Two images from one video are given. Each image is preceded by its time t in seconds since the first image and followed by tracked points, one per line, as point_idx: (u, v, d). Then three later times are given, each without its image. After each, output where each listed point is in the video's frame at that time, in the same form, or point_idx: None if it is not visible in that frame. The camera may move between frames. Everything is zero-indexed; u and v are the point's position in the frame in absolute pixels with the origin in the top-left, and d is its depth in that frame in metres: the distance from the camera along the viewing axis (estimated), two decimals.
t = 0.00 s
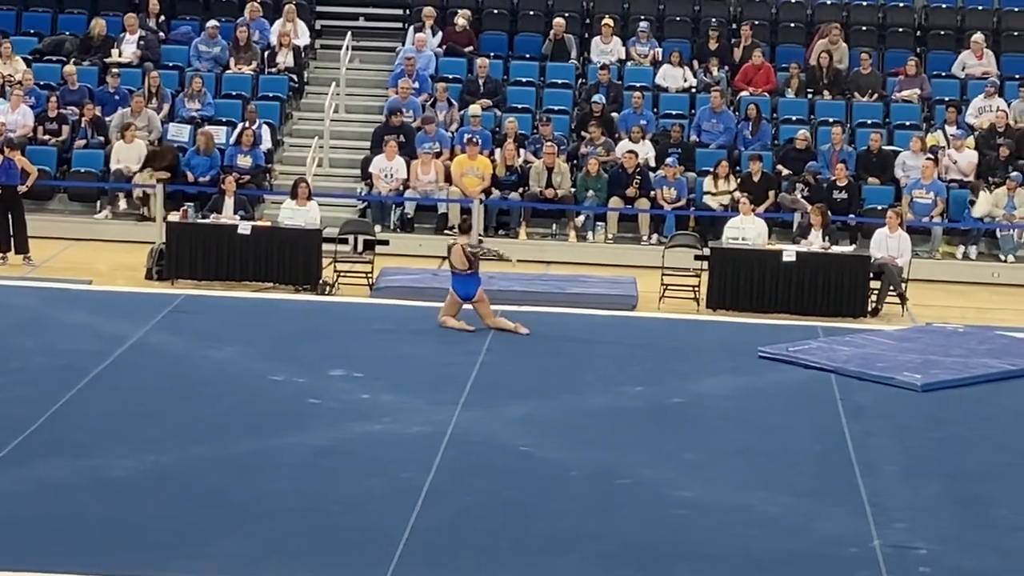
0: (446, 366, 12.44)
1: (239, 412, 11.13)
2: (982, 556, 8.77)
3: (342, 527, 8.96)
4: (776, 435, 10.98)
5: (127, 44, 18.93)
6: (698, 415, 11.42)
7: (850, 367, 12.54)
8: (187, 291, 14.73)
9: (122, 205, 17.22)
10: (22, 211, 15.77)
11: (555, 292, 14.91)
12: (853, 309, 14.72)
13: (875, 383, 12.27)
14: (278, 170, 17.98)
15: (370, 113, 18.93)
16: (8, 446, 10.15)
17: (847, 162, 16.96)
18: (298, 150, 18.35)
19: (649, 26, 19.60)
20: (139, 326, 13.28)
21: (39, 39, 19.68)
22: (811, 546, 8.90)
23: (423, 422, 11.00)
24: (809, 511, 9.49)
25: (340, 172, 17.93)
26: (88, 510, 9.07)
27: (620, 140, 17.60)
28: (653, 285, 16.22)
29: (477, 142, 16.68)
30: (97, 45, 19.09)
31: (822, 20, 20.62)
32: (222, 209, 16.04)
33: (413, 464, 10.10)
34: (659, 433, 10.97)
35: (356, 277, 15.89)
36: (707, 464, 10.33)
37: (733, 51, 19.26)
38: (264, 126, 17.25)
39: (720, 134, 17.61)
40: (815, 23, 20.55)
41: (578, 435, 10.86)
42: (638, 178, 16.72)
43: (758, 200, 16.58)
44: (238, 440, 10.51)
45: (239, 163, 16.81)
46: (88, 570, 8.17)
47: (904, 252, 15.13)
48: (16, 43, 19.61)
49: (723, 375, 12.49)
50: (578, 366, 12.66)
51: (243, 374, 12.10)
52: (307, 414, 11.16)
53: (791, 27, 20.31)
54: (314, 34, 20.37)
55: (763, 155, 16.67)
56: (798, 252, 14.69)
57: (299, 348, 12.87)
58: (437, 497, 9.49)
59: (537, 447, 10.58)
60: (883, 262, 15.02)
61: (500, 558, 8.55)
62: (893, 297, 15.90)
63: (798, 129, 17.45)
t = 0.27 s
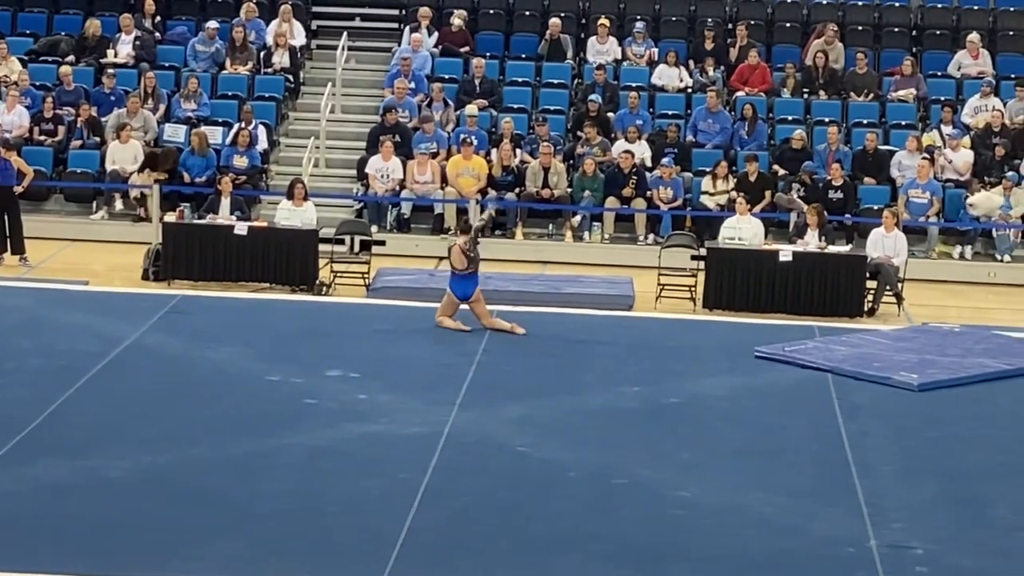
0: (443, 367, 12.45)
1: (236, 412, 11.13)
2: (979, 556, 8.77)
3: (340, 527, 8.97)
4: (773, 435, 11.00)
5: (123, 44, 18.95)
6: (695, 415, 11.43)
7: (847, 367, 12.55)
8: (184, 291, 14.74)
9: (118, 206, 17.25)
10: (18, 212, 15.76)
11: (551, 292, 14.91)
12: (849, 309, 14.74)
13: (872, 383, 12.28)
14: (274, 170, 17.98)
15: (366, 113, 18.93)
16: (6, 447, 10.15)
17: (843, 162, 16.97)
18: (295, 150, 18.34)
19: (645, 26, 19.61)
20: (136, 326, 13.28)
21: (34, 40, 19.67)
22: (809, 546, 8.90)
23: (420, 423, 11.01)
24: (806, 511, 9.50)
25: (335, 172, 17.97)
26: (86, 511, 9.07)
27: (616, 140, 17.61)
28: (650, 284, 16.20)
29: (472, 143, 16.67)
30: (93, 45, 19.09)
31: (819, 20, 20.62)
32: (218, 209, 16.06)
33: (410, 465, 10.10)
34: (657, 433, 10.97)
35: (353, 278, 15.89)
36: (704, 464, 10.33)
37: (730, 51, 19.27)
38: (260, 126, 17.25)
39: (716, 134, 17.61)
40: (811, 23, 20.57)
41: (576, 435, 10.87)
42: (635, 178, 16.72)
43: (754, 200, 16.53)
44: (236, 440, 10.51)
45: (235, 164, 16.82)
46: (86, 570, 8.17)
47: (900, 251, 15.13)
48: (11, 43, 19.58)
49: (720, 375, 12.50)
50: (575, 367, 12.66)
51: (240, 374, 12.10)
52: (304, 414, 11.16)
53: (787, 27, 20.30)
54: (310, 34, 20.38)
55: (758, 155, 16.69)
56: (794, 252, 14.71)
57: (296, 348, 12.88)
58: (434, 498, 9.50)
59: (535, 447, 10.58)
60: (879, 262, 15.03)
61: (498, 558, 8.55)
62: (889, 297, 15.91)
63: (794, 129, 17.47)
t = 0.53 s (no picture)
0: (441, 368, 12.44)
1: (234, 414, 11.13)
2: (978, 556, 8.77)
3: (339, 528, 8.96)
4: (772, 435, 11.00)
5: (121, 46, 18.95)
6: (694, 416, 11.42)
7: (846, 367, 12.55)
8: (182, 293, 14.73)
9: (117, 207, 17.25)
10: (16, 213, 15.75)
11: (550, 293, 14.91)
12: (848, 309, 14.73)
13: (871, 383, 12.28)
14: (273, 171, 17.97)
15: (364, 114, 18.93)
16: (4, 449, 10.14)
17: (842, 163, 16.96)
18: (293, 151, 18.34)
19: (644, 27, 19.61)
20: (134, 328, 13.27)
21: (33, 42, 19.66)
22: (807, 546, 8.90)
23: (418, 424, 11.00)
24: (805, 512, 9.50)
25: (334, 174, 17.99)
26: (85, 512, 9.07)
27: (615, 141, 17.61)
28: (649, 285, 16.18)
29: (471, 144, 16.69)
30: (91, 47, 19.09)
31: (817, 21, 20.62)
32: (217, 210, 16.03)
33: (409, 466, 10.10)
34: (655, 434, 10.97)
35: (351, 279, 15.89)
36: (703, 465, 10.33)
37: (729, 52, 19.27)
38: (259, 127, 17.25)
39: (715, 135, 17.62)
40: (809, 24, 20.57)
41: (574, 436, 10.87)
42: (633, 179, 16.72)
43: (752, 200, 16.55)
44: (234, 442, 10.50)
45: (234, 165, 16.82)
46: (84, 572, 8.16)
47: (899, 252, 15.13)
48: (10, 45, 19.57)
49: (718, 376, 12.50)
50: (574, 368, 12.66)
51: (238, 375, 12.09)
52: (303, 415, 11.15)
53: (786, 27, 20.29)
54: (308, 36, 20.38)
55: (756, 156, 16.71)
56: (793, 253, 14.72)
57: (295, 350, 12.87)
58: (433, 499, 9.49)
59: (533, 448, 10.58)
60: (878, 263, 15.03)
61: (497, 559, 8.54)
62: (888, 298, 15.91)
63: (792, 130, 17.46)
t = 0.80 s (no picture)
0: (441, 368, 12.44)
1: (234, 415, 11.13)
2: (977, 556, 8.78)
3: (339, 529, 8.96)
4: (771, 436, 11.00)
5: (121, 46, 18.95)
6: (694, 417, 11.42)
7: (845, 368, 12.55)
8: (182, 293, 14.73)
9: (116, 208, 17.26)
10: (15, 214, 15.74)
11: (550, 294, 14.91)
12: (848, 310, 14.73)
13: (870, 383, 12.28)
14: (272, 172, 17.96)
15: (364, 115, 18.93)
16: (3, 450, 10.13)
17: (841, 163, 16.97)
18: (292, 152, 18.34)
19: (643, 27, 19.61)
20: (134, 329, 13.27)
21: (32, 43, 19.65)
22: (806, 546, 8.90)
23: (417, 424, 11.00)
24: (804, 512, 9.50)
25: (333, 174, 18.00)
26: (84, 513, 9.06)
27: (614, 141, 17.61)
28: (648, 286, 16.18)
29: (471, 145, 16.67)
30: (90, 48, 19.08)
31: (816, 21, 20.63)
32: (216, 211, 16.02)
33: (408, 466, 10.10)
34: (655, 435, 10.97)
35: (351, 279, 15.90)
36: (703, 465, 10.33)
37: (728, 52, 19.27)
38: (258, 128, 17.26)
39: (714, 136, 17.63)
40: (807, 25, 20.57)
41: (574, 437, 10.87)
42: (633, 179, 16.74)
43: (752, 200, 16.58)
44: (234, 443, 10.50)
45: (234, 165, 16.84)
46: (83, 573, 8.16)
47: (898, 252, 15.13)
48: (9, 46, 19.57)
49: (718, 376, 12.49)
50: (573, 368, 12.66)
51: (238, 376, 12.09)
52: (302, 416, 11.15)
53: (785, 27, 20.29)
54: (308, 36, 20.38)
55: (756, 156, 16.71)
56: (793, 253, 14.72)
57: (294, 350, 12.87)
58: (432, 499, 9.49)
59: (532, 448, 10.58)
60: (877, 263, 15.03)
61: (496, 560, 8.54)
62: (888, 298, 15.91)
63: (792, 130, 17.46)
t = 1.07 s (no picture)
0: (440, 370, 12.44)
1: (233, 416, 11.12)
2: (977, 557, 8.77)
3: (338, 531, 8.95)
4: (771, 437, 10.99)
5: (120, 48, 18.96)
6: (693, 418, 11.42)
7: (845, 369, 12.55)
8: (182, 295, 14.73)
9: (116, 210, 17.25)
10: (15, 216, 15.75)
11: (550, 295, 14.90)
12: (846, 311, 14.74)
13: (870, 385, 12.28)
14: (272, 174, 17.97)
15: (363, 116, 18.94)
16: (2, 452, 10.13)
17: (840, 165, 16.99)
18: (292, 154, 18.35)
19: (642, 29, 19.62)
20: (133, 331, 13.27)
21: (31, 46, 19.63)
22: (806, 548, 8.90)
23: (417, 426, 10.99)
24: (804, 513, 9.50)
25: (333, 176, 18.01)
26: (82, 515, 9.06)
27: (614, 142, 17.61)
28: (648, 287, 16.19)
29: (469, 146, 16.65)
30: (89, 49, 19.09)
31: (814, 22, 20.64)
32: (216, 213, 16.03)
33: (408, 468, 10.09)
34: (655, 436, 10.96)
35: (350, 281, 15.90)
36: (702, 467, 10.33)
37: (727, 54, 19.27)
38: (258, 130, 17.26)
39: (713, 137, 17.64)
40: (806, 27, 20.58)
41: (573, 438, 10.86)
42: (632, 181, 16.75)
43: (751, 201, 16.59)
44: (233, 444, 10.50)
45: (233, 167, 16.85)
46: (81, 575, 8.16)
47: (897, 253, 15.11)
48: (9, 48, 19.55)
49: (718, 378, 12.49)
50: (573, 370, 12.65)
51: (237, 378, 12.09)
52: (301, 418, 11.15)
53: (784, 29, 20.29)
54: (307, 38, 20.39)
55: (755, 158, 16.70)
56: (792, 255, 14.71)
57: (294, 352, 12.86)
58: (432, 501, 9.49)
59: (532, 450, 10.57)
60: (877, 264, 15.03)
61: (496, 562, 8.54)
62: (887, 299, 15.90)
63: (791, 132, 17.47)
